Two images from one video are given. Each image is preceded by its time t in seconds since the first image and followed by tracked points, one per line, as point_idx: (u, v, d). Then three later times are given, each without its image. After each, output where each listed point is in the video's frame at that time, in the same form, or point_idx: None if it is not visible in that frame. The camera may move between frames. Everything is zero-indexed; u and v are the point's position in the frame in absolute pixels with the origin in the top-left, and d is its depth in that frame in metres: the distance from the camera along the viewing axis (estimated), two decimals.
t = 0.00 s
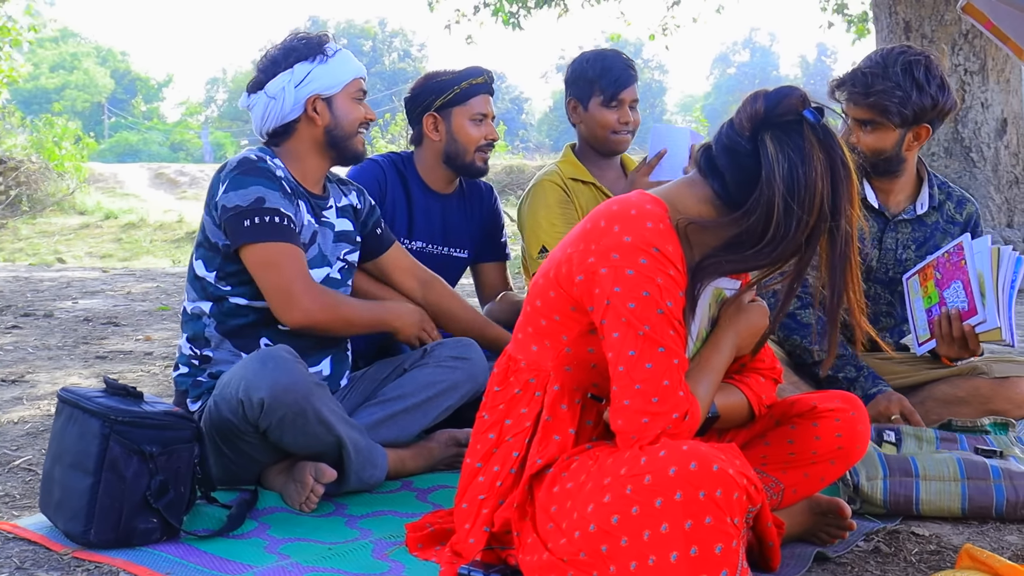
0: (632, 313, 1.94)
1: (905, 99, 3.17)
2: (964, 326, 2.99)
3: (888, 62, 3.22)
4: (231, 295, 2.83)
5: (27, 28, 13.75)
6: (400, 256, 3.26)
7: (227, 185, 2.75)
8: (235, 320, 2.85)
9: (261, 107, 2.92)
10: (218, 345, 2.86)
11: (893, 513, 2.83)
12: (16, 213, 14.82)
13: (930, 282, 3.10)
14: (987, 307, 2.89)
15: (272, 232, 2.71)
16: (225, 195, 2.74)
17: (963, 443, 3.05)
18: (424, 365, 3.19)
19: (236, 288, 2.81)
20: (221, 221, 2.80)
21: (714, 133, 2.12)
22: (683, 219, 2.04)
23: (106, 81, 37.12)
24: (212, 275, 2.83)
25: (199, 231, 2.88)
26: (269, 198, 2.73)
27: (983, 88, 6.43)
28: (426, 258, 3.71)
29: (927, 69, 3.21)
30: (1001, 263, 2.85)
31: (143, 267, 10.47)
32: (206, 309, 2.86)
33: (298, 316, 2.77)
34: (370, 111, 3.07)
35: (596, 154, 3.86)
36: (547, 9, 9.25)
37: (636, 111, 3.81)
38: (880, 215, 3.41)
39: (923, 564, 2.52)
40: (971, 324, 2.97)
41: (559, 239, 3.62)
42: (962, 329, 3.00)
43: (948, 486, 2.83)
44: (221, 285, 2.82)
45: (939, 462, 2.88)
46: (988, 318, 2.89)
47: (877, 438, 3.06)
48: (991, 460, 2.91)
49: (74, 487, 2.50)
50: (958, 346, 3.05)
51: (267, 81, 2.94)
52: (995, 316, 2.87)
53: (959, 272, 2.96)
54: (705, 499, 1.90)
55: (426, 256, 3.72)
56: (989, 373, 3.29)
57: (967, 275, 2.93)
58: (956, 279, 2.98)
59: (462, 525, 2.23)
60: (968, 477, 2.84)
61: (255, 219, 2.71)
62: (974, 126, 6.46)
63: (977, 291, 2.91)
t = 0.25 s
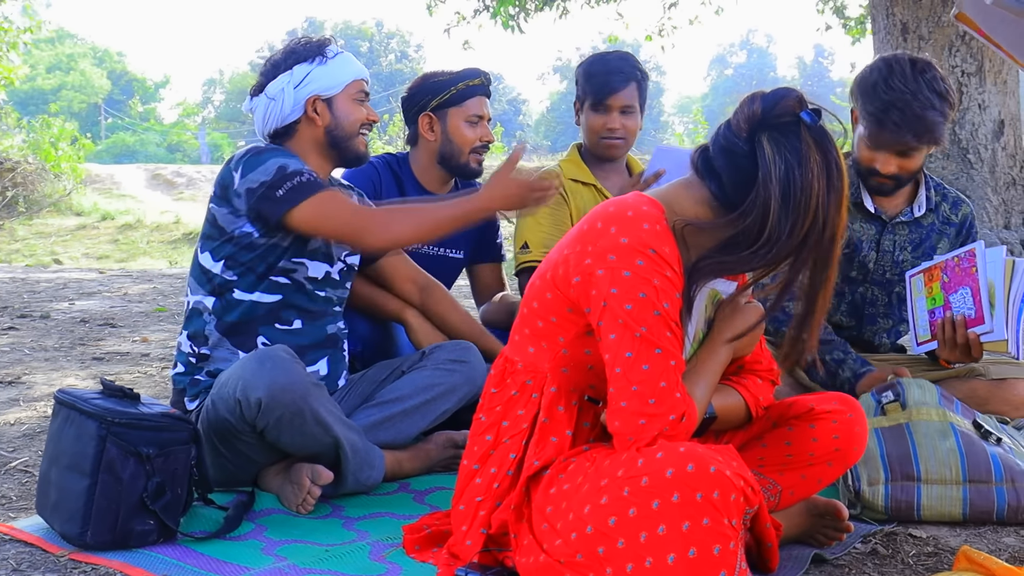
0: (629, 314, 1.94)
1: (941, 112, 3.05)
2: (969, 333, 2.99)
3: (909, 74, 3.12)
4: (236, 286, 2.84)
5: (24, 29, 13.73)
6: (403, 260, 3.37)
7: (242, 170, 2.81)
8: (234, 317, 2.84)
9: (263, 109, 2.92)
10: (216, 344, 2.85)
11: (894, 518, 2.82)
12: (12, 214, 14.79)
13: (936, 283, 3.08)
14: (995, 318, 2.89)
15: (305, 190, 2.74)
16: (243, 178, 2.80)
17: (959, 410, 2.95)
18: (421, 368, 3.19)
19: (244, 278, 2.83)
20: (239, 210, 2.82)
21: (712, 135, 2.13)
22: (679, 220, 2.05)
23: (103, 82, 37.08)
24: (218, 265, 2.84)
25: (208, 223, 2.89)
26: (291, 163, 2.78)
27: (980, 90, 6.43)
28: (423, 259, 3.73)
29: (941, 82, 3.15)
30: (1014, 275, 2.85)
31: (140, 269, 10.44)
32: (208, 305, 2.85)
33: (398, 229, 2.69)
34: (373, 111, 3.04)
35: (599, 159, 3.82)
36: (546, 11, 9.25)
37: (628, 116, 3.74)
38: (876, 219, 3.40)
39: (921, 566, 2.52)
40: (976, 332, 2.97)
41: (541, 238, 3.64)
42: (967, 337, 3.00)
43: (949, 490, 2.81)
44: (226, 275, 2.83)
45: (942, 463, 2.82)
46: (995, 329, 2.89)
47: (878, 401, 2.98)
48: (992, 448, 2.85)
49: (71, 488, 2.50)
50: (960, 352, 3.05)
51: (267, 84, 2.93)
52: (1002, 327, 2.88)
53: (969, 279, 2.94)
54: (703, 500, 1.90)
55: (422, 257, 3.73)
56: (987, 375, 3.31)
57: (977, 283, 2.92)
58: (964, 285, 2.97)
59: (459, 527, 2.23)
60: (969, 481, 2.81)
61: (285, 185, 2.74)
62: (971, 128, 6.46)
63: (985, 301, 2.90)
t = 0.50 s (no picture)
0: (625, 317, 1.94)
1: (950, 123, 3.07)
2: (972, 335, 2.99)
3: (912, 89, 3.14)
4: (241, 285, 2.84)
5: (21, 30, 13.71)
6: (404, 249, 3.32)
7: (249, 167, 2.85)
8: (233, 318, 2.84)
9: (260, 114, 2.94)
10: (216, 343, 2.84)
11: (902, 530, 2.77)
12: (9, 216, 14.77)
13: (939, 285, 3.08)
14: (999, 321, 2.90)
15: (318, 176, 2.78)
16: (251, 174, 2.84)
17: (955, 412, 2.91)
18: (419, 370, 3.20)
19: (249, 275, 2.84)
20: (248, 207, 2.85)
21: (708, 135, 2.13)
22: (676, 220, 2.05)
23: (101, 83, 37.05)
24: (219, 262, 2.86)
25: (213, 220, 2.92)
26: (302, 153, 2.83)
27: (977, 92, 6.44)
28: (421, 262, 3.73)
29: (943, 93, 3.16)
30: (1020, 280, 2.88)
31: (137, 270, 10.43)
32: (209, 304, 2.86)
33: (430, 198, 2.75)
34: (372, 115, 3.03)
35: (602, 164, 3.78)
36: (544, 13, 9.26)
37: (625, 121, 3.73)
38: (877, 223, 3.39)
39: (918, 568, 2.52)
40: (979, 335, 2.97)
41: (544, 242, 3.63)
42: (968, 338, 3.00)
43: (957, 502, 2.76)
44: (228, 272, 2.84)
45: (951, 474, 2.77)
46: (999, 331, 2.89)
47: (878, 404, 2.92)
48: (996, 456, 2.81)
49: (68, 490, 2.49)
50: (961, 354, 3.04)
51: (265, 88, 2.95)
52: (1005, 330, 2.88)
53: (974, 281, 2.95)
54: (700, 502, 1.91)
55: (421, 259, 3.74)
56: (984, 377, 3.31)
57: (982, 286, 2.92)
58: (968, 287, 2.98)
59: (456, 529, 2.23)
60: (977, 491, 2.77)
61: (300, 173, 2.78)
62: (968, 130, 6.47)
63: (990, 303, 2.91)
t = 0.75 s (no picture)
0: (622, 318, 1.95)
1: (921, 141, 3.05)
2: (967, 340, 2.98)
3: (878, 110, 3.10)
4: (236, 285, 2.84)
5: (18, 31, 13.68)
6: (394, 263, 3.21)
7: (248, 167, 2.86)
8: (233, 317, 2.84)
9: (262, 115, 2.95)
10: (212, 343, 2.85)
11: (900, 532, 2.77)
12: (6, 217, 14.76)
13: (942, 289, 3.09)
14: (996, 328, 2.89)
15: (315, 176, 2.78)
16: (251, 173, 2.85)
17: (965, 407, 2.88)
18: (418, 372, 3.19)
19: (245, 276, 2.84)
20: (248, 207, 2.86)
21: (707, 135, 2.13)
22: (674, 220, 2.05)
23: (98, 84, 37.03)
24: (218, 263, 2.86)
25: (212, 221, 2.92)
26: (300, 153, 2.83)
27: (975, 93, 6.44)
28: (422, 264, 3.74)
29: (914, 103, 3.10)
30: (1020, 289, 2.85)
31: (135, 272, 10.42)
32: (207, 304, 2.86)
33: (429, 195, 2.73)
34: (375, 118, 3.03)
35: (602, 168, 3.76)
36: (542, 15, 9.26)
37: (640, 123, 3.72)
38: (880, 227, 3.36)
39: (915, 569, 2.53)
40: (975, 341, 2.95)
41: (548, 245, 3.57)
42: (965, 344, 2.99)
43: (958, 506, 2.75)
44: (227, 271, 2.84)
45: (953, 478, 2.75)
46: (994, 339, 2.89)
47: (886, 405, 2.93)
48: (997, 454, 2.79)
49: (66, 492, 2.49)
50: (956, 360, 3.04)
51: (267, 89, 2.96)
52: (1002, 338, 2.87)
53: (975, 287, 2.95)
54: (697, 503, 1.91)
55: (422, 262, 3.74)
56: (982, 381, 3.31)
57: (983, 293, 2.92)
58: (970, 293, 2.97)
59: (454, 530, 2.23)
60: (978, 496, 2.75)
61: (299, 173, 2.79)
62: (966, 131, 6.47)
63: (989, 311, 2.90)
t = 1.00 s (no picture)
0: (620, 319, 1.95)
1: (912, 152, 3.04)
2: (963, 345, 2.99)
3: (867, 122, 3.10)
4: (239, 286, 2.84)
5: (16, 32, 13.67)
6: (389, 267, 3.19)
7: (254, 168, 2.86)
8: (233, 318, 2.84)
9: (262, 116, 2.95)
10: (213, 344, 2.84)
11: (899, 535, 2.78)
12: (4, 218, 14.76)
13: (939, 293, 3.11)
14: (991, 333, 2.88)
15: (322, 177, 2.78)
16: (257, 174, 2.85)
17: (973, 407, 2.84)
18: (417, 375, 3.20)
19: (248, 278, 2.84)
20: (257, 207, 2.86)
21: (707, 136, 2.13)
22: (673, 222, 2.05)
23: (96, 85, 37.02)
24: (221, 264, 2.85)
25: (214, 222, 2.92)
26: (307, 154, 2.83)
27: (972, 95, 6.45)
28: (420, 267, 3.74)
29: (902, 113, 3.09)
30: (1015, 294, 2.81)
31: (133, 273, 10.43)
32: (209, 305, 2.85)
33: (438, 192, 2.74)
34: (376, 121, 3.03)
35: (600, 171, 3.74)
36: (540, 16, 9.26)
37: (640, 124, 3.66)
38: (881, 231, 3.37)
39: (913, 571, 2.53)
40: (969, 346, 2.97)
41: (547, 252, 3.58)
42: (960, 348, 3.00)
43: (958, 513, 2.74)
44: (228, 273, 2.84)
45: (953, 484, 2.74)
46: (989, 344, 2.89)
47: (891, 406, 2.92)
48: (999, 454, 2.77)
49: (64, 493, 2.49)
50: (953, 363, 3.05)
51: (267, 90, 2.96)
52: (997, 344, 2.87)
53: (971, 292, 2.93)
54: (695, 505, 1.91)
55: (420, 265, 3.74)
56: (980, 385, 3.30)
57: (978, 297, 2.90)
58: (966, 297, 2.96)
59: (451, 532, 2.23)
60: (980, 502, 2.73)
61: (306, 173, 2.79)
62: (964, 133, 6.48)
63: (984, 315, 2.89)
